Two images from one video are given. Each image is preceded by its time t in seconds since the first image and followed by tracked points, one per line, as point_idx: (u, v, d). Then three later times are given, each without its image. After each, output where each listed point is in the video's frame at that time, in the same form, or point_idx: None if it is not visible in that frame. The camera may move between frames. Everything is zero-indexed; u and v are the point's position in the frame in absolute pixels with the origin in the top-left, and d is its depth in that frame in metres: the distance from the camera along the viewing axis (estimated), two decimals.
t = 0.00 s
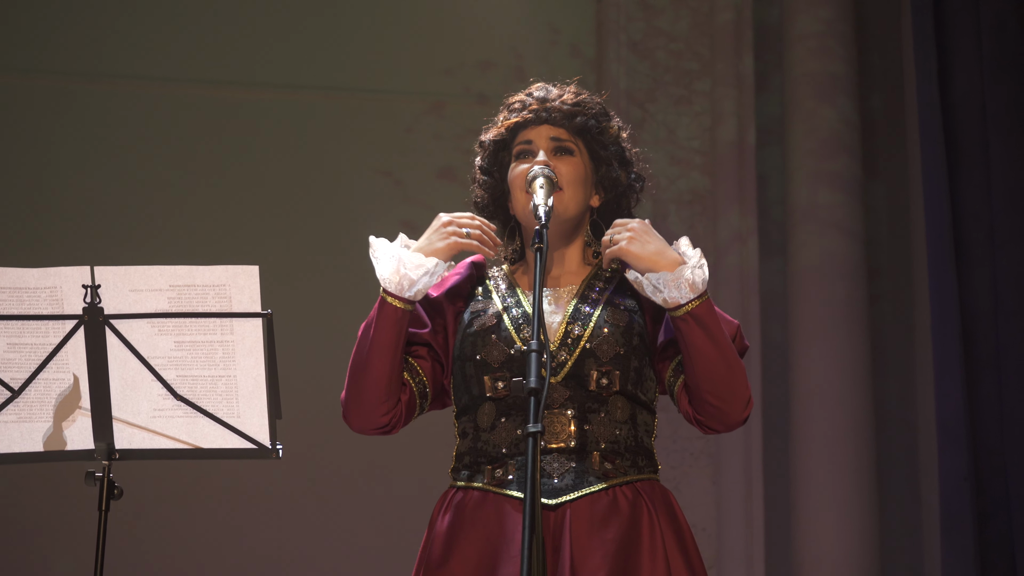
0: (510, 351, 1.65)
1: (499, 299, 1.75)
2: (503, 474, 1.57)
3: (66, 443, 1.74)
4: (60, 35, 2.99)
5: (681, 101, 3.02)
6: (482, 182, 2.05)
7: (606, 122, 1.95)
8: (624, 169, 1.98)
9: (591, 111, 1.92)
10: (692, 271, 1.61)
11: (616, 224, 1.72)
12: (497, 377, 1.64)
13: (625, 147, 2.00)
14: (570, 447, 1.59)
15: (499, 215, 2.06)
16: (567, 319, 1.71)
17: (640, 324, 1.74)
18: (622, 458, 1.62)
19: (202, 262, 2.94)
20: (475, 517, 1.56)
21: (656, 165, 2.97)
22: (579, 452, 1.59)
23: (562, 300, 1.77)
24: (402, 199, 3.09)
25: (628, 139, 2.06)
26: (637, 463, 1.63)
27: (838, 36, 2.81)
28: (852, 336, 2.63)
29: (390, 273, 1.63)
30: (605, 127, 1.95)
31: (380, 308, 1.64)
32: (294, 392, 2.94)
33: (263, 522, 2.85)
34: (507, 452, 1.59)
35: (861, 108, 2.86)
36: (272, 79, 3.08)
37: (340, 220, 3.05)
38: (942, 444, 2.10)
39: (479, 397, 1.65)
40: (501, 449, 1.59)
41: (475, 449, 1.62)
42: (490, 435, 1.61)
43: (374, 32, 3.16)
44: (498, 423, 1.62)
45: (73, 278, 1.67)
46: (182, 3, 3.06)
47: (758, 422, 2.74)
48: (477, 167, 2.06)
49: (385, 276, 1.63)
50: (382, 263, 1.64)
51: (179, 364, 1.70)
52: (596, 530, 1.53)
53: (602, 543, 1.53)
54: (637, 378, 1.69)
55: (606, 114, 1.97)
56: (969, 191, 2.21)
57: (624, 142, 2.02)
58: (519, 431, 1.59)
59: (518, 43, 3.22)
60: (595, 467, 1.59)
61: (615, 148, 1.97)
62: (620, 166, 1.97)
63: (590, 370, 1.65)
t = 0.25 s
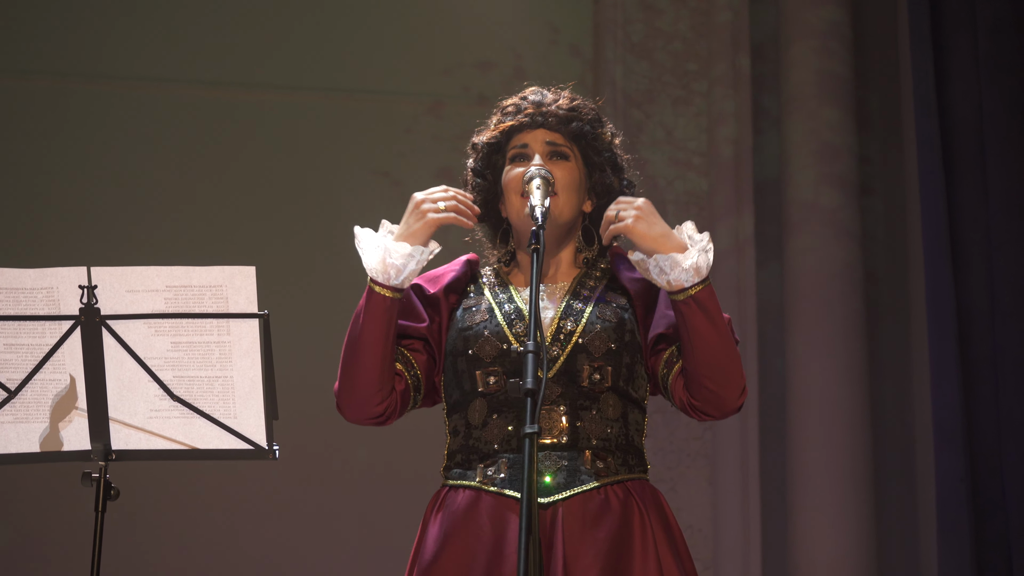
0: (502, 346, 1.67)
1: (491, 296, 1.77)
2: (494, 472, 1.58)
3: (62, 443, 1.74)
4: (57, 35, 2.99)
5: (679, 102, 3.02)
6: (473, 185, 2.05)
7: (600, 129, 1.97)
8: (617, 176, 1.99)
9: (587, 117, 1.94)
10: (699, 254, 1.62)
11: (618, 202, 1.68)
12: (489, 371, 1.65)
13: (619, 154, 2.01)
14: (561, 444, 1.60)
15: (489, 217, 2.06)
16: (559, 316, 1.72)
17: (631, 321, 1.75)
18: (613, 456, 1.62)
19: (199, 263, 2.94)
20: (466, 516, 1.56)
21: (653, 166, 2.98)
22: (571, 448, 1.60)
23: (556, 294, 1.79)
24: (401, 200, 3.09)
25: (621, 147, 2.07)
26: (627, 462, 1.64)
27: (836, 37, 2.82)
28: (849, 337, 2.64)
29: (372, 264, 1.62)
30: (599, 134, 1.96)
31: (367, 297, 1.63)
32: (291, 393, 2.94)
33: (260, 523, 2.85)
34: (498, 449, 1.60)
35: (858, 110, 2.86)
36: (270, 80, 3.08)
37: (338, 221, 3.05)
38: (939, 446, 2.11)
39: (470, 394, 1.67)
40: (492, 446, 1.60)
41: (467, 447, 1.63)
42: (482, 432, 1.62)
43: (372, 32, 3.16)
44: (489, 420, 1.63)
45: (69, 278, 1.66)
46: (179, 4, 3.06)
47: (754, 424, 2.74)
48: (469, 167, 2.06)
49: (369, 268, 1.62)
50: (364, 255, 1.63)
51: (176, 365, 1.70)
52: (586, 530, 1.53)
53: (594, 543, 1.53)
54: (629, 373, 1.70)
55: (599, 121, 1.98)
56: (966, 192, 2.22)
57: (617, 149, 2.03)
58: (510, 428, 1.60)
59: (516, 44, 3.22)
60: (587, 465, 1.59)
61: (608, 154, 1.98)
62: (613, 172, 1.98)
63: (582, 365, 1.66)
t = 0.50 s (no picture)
0: (492, 347, 1.67)
1: (482, 296, 1.77)
2: (487, 473, 1.58)
3: (61, 445, 1.74)
4: (56, 37, 2.99)
5: (678, 103, 3.02)
6: (465, 184, 2.04)
7: (595, 136, 1.99)
8: (610, 183, 2.00)
9: (583, 123, 1.96)
10: (712, 226, 1.64)
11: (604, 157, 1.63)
12: (480, 371, 1.65)
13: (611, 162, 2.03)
14: (553, 444, 1.60)
15: (479, 217, 2.04)
16: (551, 316, 1.71)
17: (622, 322, 1.75)
18: (605, 457, 1.63)
19: (199, 265, 2.94)
20: (457, 516, 1.57)
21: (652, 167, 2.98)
22: (563, 449, 1.60)
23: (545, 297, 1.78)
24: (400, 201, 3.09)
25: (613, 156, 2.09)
26: (619, 463, 1.64)
27: (834, 38, 2.82)
28: (847, 339, 2.64)
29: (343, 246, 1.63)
30: (594, 141, 1.98)
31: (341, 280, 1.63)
32: (290, 394, 2.94)
33: (259, 524, 2.85)
34: (490, 449, 1.61)
35: (857, 111, 2.86)
36: (269, 81, 3.08)
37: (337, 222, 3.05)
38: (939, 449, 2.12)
39: (462, 394, 1.66)
40: (485, 446, 1.61)
41: (458, 448, 1.63)
42: (474, 433, 1.62)
43: (372, 34, 3.16)
44: (481, 421, 1.63)
45: (68, 280, 1.66)
46: (179, 6, 3.06)
47: (753, 423, 2.74)
48: (462, 167, 2.05)
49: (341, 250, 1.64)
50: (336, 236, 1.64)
51: (174, 367, 1.69)
52: (579, 530, 1.54)
53: (587, 543, 1.53)
54: (619, 373, 1.70)
55: (595, 127, 2.00)
56: (965, 193, 2.22)
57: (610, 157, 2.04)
58: (502, 429, 1.61)
59: (515, 45, 3.22)
60: (579, 466, 1.59)
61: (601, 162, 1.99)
62: (606, 180, 1.99)
63: (574, 365, 1.66)
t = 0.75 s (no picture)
0: (488, 354, 1.68)
1: (476, 303, 1.77)
2: (483, 476, 1.60)
3: (64, 446, 1.72)
4: (58, 38, 2.99)
5: (680, 104, 3.03)
6: (460, 183, 2.04)
7: (590, 140, 2.00)
8: (603, 188, 2.01)
9: (580, 126, 1.97)
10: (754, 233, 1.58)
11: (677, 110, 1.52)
12: (476, 379, 1.66)
13: (604, 167, 2.04)
14: (549, 449, 1.60)
15: (471, 216, 2.04)
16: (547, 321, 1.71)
17: (616, 328, 1.76)
18: (599, 461, 1.63)
19: (202, 266, 2.94)
20: (453, 516, 1.58)
21: (654, 169, 2.98)
22: (558, 454, 1.60)
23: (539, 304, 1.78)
24: (402, 202, 3.10)
25: (606, 162, 2.09)
26: (614, 467, 1.65)
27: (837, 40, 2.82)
28: (850, 340, 2.64)
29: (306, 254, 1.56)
30: (589, 145, 1.99)
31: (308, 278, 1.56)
32: (293, 395, 2.94)
33: (262, 525, 2.85)
34: (485, 454, 1.62)
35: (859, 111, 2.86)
36: (271, 83, 3.08)
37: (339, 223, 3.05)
38: (942, 448, 2.18)
39: (457, 399, 1.67)
40: (480, 451, 1.62)
41: (453, 452, 1.65)
42: (469, 437, 1.64)
43: (373, 35, 3.16)
44: (476, 425, 1.64)
45: (71, 281, 1.63)
46: (180, 7, 3.06)
47: (755, 422, 2.76)
48: (457, 165, 2.05)
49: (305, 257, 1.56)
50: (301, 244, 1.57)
51: (177, 367, 1.67)
52: (576, 531, 1.54)
53: (584, 543, 1.53)
54: (614, 380, 1.71)
55: (589, 132, 2.01)
56: (968, 202, 2.28)
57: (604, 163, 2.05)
58: (498, 434, 1.62)
59: (517, 46, 3.22)
60: (575, 469, 1.60)
61: (595, 165, 2.00)
62: (599, 184, 2.00)
63: (569, 371, 1.66)
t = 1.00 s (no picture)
0: (486, 359, 1.67)
1: (473, 307, 1.77)
2: (482, 480, 1.60)
3: (67, 446, 1.70)
4: (61, 38, 2.99)
5: (682, 104, 3.03)
6: (456, 181, 2.06)
7: (586, 142, 2.03)
8: (597, 189, 2.05)
9: (577, 128, 1.99)
10: (783, 234, 1.56)
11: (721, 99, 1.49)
12: (474, 384, 1.66)
13: (598, 169, 2.08)
14: (548, 455, 1.59)
15: (466, 214, 2.06)
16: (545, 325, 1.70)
17: (612, 332, 1.75)
18: (597, 465, 1.63)
19: (205, 266, 2.95)
20: (453, 520, 1.58)
21: (657, 169, 2.99)
22: (557, 459, 1.60)
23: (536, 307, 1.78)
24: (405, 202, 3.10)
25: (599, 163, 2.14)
26: (611, 471, 1.65)
27: (840, 39, 2.82)
28: (853, 340, 2.64)
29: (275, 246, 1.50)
30: (585, 147, 2.03)
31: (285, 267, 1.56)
32: (296, 395, 2.95)
33: (265, 525, 2.85)
34: (484, 459, 1.62)
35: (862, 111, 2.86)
36: (274, 83, 3.08)
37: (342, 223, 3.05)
38: (944, 449, 2.18)
39: (455, 403, 1.67)
40: (479, 456, 1.62)
41: (451, 456, 1.65)
42: (467, 442, 1.64)
43: (376, 35, 3.16)
44: (474, 429, 1.64)
45: (73, 281, 1.62)
46: (183, 7, 3.06)
47: (758, 422, 2.76)
48: (453, 164, 2.07)
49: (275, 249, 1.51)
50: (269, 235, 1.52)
51: (180, 368, 1.65)
52: (575, 535, 1.54)
53: (584, 546, 1.54)
54: (609, 385, 1.71)
55: (585, 135, 2.05)
56: (970, 202, 2.30)
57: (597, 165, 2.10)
58: (497, 439, 1.63)
59: (520, 46, 3.22)
60: (573, 473, 1.60)
61: (590, 167, 2.04)
62: (593, 185, 2.04)
63: (566, 377, 1.65)
